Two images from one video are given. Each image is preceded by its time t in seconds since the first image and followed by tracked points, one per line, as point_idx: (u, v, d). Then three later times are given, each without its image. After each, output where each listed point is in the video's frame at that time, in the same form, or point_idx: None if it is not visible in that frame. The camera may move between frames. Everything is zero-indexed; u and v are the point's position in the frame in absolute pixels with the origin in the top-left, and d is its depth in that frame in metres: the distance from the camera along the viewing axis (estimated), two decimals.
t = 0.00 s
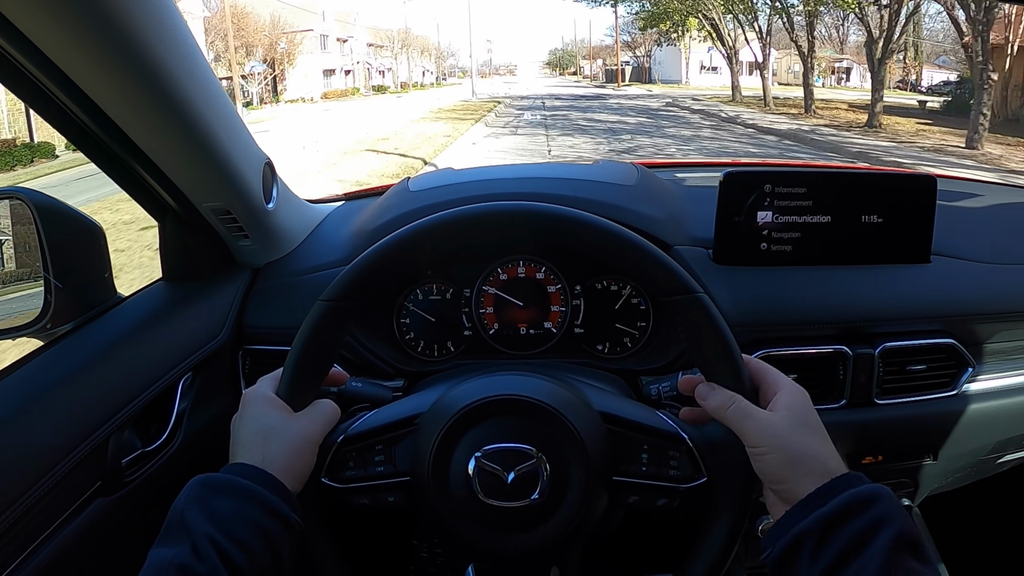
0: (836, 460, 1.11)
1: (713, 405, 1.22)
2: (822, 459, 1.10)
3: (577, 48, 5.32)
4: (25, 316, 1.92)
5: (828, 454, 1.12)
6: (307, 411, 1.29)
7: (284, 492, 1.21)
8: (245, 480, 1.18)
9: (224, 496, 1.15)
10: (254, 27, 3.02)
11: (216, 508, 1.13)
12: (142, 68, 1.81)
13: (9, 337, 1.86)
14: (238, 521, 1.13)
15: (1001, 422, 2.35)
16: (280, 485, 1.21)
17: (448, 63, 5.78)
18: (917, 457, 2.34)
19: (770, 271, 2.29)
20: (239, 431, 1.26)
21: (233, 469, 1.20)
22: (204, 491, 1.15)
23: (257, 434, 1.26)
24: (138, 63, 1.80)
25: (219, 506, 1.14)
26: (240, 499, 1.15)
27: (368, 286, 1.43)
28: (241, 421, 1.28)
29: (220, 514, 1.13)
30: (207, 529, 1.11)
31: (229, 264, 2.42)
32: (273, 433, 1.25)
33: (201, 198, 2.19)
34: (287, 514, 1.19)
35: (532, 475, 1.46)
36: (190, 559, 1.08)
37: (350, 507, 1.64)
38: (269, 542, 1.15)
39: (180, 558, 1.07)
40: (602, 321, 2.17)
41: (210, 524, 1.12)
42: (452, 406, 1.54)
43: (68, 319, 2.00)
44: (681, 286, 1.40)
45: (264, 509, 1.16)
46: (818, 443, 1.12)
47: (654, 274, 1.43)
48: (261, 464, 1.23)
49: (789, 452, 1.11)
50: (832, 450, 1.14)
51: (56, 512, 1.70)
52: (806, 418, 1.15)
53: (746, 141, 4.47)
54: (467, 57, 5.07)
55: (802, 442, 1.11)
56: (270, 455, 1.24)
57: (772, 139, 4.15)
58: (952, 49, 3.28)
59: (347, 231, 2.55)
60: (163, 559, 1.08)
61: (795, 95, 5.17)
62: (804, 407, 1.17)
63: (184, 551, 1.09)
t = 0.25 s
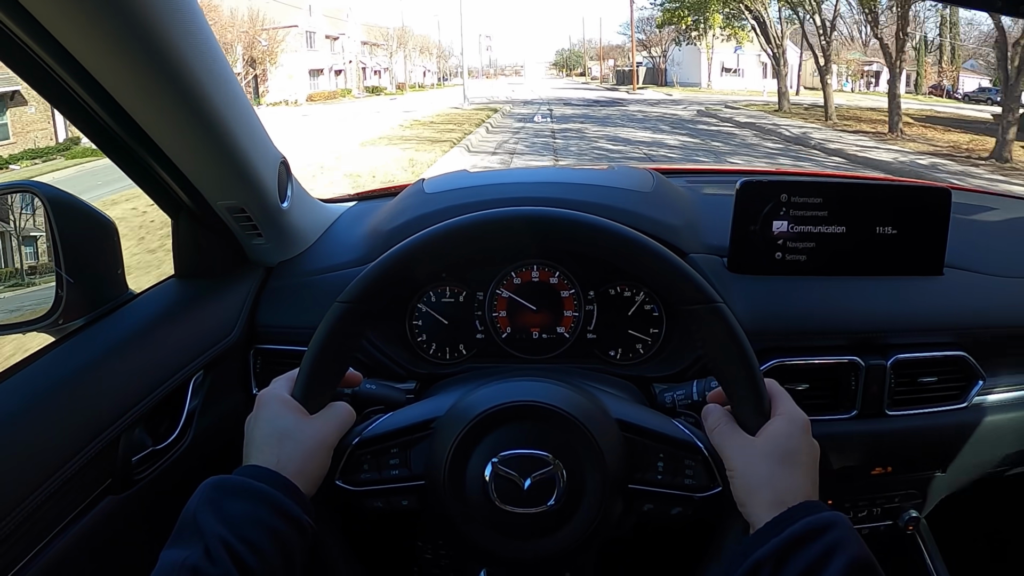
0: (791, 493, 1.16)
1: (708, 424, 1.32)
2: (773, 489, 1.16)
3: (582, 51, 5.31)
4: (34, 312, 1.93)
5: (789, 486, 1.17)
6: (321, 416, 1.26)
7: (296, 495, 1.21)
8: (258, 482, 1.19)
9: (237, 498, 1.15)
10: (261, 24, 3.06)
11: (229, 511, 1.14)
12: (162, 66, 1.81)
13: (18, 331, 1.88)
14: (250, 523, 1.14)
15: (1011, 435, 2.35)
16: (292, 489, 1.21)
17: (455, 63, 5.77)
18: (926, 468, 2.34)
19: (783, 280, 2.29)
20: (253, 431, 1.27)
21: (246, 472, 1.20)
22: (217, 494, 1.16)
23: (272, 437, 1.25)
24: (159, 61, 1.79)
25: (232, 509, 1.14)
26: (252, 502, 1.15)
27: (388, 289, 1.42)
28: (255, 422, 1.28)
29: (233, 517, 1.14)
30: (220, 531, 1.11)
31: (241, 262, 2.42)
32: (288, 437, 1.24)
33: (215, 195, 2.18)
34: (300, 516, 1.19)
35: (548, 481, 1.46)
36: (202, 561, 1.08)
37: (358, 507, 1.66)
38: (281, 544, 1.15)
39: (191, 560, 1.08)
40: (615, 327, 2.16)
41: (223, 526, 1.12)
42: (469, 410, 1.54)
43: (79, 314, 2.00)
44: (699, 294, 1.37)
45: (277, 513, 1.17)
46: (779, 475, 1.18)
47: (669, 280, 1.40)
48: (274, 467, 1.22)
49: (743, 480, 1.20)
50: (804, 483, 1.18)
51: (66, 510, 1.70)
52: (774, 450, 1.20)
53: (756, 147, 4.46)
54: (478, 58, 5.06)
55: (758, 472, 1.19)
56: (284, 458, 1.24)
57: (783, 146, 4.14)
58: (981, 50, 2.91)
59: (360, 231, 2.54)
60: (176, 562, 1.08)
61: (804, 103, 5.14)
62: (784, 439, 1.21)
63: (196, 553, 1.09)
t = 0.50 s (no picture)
0: (773, 484, 1.17)
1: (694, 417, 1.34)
2: (755, 482, 1.18)
3: (574, 58, 5.28)
4: (26, 317, 1.92)
5: (770, 478, 1.19)
6: (307, 428, 1.27)
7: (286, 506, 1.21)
8: (249, 497, 1.18)
9: (229, 513, 1.15)
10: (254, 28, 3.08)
11: (222, 526, 1.14)
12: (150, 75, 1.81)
13: (11, 338, 1.87)
14: (244, 538, 1.14)
15: (1004, 436, 2.34)
16: (283, 500, 1.21)
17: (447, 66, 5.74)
18: (919, 471, 2.33)
19: (776, 283, 2.27)
20: (241, 447, 1.26)
21: (236, 486, 1.21)
22: (209, 510, 1.15)
23: (260, 451, 1.26)
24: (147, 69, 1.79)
25: (224, 523, 1.14)
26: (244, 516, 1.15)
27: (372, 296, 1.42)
28: (243, 437, 1.28)
29: (225, 531, 1.13)
30: (212, 547, 1.11)
31: (233, 268, 2.42)
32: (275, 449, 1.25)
33: (205, 201, 2.18)
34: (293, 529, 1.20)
35: (533, 485, 1.46)
36: None
37: (349, 516, 1.66)
38: (274, 557, 1.15)
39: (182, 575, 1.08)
40: (606, 330, 2.16)
41: (214, 541, 1.12)
42: (454, 415, 1.53)
43: (72, 320, 2.00)
44: (682, 294, 1.38)
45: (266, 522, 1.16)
46: (761, 469, 1.19)
47: (654, 283, 1.41)
48: (264, 481, 1.23)
49: (726, 475, 1.21)
50: (787, 473, 1.19)
51: (55, 515, 1.70)
52: (755, 444, 1.22)
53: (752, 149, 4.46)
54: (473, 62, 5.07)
55: (740, 466, 1.20)
56: (272, 472, 1.24)
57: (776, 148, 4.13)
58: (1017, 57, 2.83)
59: (352, 236, 2.54)
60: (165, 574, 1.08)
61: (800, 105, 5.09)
62: (765, 433, 1.23)
63: (188, 569, 1.09)
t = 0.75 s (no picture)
0: (789, 527, 1.11)
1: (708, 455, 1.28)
2: (770, 526, 1.11)
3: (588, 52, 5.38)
4: (14, 330, 1.84)
5: (786, 522, 1.12)
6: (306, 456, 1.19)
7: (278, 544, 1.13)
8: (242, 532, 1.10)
9: (218, 546, 1.07)
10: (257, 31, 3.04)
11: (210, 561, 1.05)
12: (150, 84, 1.74)
13: None
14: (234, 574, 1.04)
15: (1017, 470, 2.29)
16: (275, 537, 1.13)
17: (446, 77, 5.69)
18: (931, 504, 2.27)
19: (789, 312, 2.22)
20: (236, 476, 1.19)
21: (227, 521, 1.13)
22: (198, 543, 1.07)
23: (256, 481, 1.18)
24: (146, 78, 1.72)
25: (212, 559, 1.05)
26: (232, 552, 1.06)
27: (379, 322, 1.34)
28: (238, 465, 1.20)
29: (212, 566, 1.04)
30: None
31: (229, 282, 2.35)
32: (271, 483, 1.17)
33: (203, 214, 2.11)
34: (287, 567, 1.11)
35: (545, 526, 1.39)
36: None
37: (349, 550, 1.60)
38: None
39: None
40: (614, 356, 2.10)
41: None
42: (462, 450, 1.47)
43: (62, 334, 1.92)
44: (705, 328, 1.28)
45: (257, 560, 1.07)
46: (777, 512, 1.13)
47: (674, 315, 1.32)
48: (257, 516, 1.15)
49: (739, 516, 1.15)
50: (804, 517, 1.13)
51: (41, 541, 1.62)
52: (773, 484, 1.15)
53: (756, 165, 4.42)
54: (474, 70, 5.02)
55: (755, 508, 1.14)
56: (267, 506, 1.16)
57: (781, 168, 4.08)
58: None
59: (354, 252, 2.47)
60: None
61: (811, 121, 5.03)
62: (783, 473, 1.16)
63: None
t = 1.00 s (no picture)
0: (787, 538, 1.11)
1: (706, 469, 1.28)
2: (769, 538, 1.12)
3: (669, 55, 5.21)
4: (15, 329, 1.84)
5: (785, 533, 1.12)
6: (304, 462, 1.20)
7: (278, 548, 1.14)
8: (240, 537, 1.11)
9: (216, 552, 1.07)
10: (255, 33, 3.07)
11: (209, 565, 1.05)
12: (154, 88, 1.76)
13: None
14: None
15: (1014, 482, 2.29)
16: (275, 540, 1.14)
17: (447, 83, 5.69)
18: (930, 515, 2.26)
19: (788, 322, 2.23)
20: (235, 483, 1.20)
21: (227, 524, 1.14)
22: (196, 549, 1.08)
23: (255, 486, 1.19)
24: (151, 81, 1.74)
25: (211, 564, 1.06)
26: (231, 556, 1.07)
27: (380, 327, 1.35)
28: (237, 471, 1.21)
29: (212, 571, 1.05)
30: None
31: (232, 286, 2.36)
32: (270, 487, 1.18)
33: (206, 218, 2.12)
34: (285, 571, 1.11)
35: (542, 533, 1.40)
36: None
37: (346, 556, 1.60)
38: None
39: None
40: (614, 365, 2.10)
41: None
42: (461, 456, 1.47)
43: (64, 335, 1.93)
44: (704, 338, 1.29)
45: (256, 565, 1.07)
46: (775, 523, 1.13)
47: (672, 325, 1.33)
48: (257, 519, 1.16)
49: (738, 528, 1.15)
50: (803, 528, 1.13)
51: (39, 541, 1.63)
52: (770, 496, 1.15)
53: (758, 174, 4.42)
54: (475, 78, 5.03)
55: (753, 519, 1.14)
56: (266, 510, 1.17)
57: (782, 178, 4.09)
58: None
59: (356, 258, 2.49)
60: None
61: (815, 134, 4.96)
62: (780, 484, 1.17)
63: None
